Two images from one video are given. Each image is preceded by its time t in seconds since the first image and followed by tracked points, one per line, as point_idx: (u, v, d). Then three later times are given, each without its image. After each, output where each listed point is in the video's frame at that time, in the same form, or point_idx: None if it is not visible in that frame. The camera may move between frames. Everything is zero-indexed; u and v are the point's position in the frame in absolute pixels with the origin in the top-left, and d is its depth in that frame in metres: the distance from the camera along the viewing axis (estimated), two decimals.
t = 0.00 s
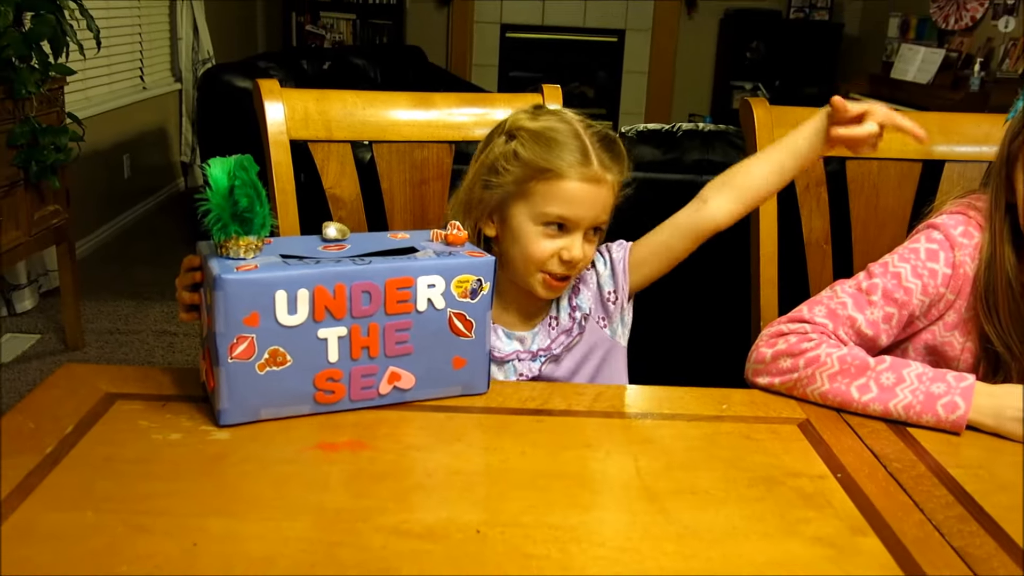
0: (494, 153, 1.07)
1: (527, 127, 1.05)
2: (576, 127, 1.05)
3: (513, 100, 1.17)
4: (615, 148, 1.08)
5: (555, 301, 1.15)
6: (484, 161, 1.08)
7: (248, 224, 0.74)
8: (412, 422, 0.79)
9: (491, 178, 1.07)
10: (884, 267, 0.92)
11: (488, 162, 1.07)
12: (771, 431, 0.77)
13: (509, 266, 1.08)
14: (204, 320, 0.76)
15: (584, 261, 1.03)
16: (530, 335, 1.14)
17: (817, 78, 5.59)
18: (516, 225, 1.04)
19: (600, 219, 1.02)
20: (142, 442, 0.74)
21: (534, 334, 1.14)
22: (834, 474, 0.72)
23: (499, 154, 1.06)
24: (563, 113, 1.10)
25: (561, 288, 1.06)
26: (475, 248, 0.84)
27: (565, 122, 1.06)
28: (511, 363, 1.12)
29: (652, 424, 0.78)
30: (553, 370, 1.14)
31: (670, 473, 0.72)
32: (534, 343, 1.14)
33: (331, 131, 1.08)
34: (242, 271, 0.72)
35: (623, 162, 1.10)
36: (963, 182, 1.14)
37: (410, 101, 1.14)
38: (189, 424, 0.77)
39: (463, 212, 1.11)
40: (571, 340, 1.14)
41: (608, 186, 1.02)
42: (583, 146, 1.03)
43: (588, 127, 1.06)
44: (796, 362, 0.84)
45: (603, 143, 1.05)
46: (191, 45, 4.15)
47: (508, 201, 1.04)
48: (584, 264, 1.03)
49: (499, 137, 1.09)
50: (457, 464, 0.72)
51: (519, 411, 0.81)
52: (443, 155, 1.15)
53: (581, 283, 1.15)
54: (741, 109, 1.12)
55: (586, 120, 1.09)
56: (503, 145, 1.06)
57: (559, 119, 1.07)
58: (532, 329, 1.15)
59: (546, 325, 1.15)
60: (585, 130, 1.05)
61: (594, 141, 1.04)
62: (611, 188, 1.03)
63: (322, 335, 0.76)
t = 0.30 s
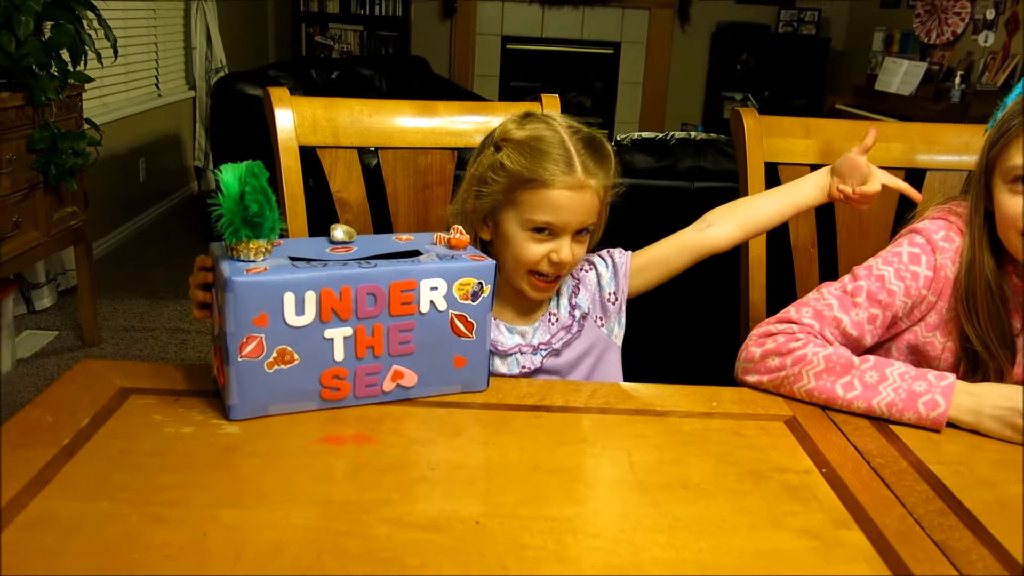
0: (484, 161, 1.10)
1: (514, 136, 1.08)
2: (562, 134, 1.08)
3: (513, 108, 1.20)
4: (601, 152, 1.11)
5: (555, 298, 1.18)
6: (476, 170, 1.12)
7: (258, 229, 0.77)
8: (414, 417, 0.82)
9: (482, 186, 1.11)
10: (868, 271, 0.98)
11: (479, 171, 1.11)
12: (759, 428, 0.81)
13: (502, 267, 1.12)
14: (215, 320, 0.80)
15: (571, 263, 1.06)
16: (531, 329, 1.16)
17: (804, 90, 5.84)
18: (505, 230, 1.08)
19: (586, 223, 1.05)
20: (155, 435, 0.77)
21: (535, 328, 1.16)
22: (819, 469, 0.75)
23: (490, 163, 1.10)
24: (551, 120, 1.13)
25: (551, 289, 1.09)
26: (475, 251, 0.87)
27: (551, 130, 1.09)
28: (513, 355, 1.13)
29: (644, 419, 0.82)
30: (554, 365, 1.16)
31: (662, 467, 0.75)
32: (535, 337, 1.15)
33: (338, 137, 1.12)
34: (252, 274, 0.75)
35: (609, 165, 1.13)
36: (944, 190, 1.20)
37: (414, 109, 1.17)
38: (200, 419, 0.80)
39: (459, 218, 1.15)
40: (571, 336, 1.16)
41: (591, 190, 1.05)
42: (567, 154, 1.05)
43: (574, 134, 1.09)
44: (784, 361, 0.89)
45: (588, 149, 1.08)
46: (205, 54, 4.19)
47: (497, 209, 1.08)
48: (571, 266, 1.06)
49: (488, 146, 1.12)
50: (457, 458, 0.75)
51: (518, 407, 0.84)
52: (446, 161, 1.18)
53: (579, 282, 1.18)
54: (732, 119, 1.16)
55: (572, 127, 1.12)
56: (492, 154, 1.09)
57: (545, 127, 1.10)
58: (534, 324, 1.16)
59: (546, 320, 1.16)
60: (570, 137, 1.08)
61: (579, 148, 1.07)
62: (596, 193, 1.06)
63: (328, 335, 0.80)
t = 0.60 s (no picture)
0: (472, 166, 1.15)
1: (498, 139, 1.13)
2: (543, 137, 1.12)
3: (510, 118, 1.24)
4: (584, 156, 1.14)
5: (551, 301, 1.20)
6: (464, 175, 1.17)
7: (264, 237, 0.80)
8: (417, 417, 0.85)
9: (469, 189, 1.15)
10: (851, 272, 1.02)
11: (467, 175, 1.16)
12: (749, 423, 0.84)
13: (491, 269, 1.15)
14: (224, 324, 0.83)
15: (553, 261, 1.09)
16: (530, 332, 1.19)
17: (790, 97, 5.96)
18: (489, 230, 1.11)
19: (565, 220, 1.08)
20: (167, 437, 0.80)
21: (533, 331, 1.18)
22: (807, 463, 0.78)
23: (476, 167, 1.14)
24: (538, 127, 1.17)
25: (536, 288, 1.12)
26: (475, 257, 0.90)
27: (534, 134, 1.13)
28: (512, 358, 1.16)
29: (639, 416, 0.85)
30: (551, 367, 1.19)
31: (656, 462, 0.78)
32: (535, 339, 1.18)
33: (341, 147, 1.15)
34: (259, 280, 0.78)
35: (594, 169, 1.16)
36: (924, 193, 1.24)
37: (415, 120, 1.21)
38: (211, 421, 0.83)
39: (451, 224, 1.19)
40: (567, 339, 1.19)
41: (568, 188, 1.08)
42: (546, 154, 1.10)
43: (556, 138, 1.13)
44: (771, 359, 0.92)
45: (568, 151, 1.12)
46: (213, 69, 4.27)
47: (480, 208, 1.12)
48: (554, 263, 1.09)
49: (478, 152, 1.17)
50: (458, 456, 0.78)
51: (517, 406, 0.87)
52: (446, 170, 1.21)
53: (575, 287, 1.21)
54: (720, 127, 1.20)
55: (557, 133, 1.16)
56: (478, 158, 1.14)
57: (529, 131, 1.14)
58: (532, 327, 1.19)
59: (544, 323, 1.19)
60: (551, 139, 1.12)
61: (559, 149, 1.11)
62: (575, 192, 1.09)
63: (332, 338, 0.83)
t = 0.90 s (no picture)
0: (471, 164, 1.16)
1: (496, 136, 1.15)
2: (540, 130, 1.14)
3: (506, 121, 1.25)
4: (581, 151, 1.16)
5: (544, 301, 1.22)
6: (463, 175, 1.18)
7: (259, 237, 0.81)
8: (409, 416, 0.86)
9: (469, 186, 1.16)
10: (838, 278, 1.03)
11: (466, 174, 1.17)
12: (737, 425, 0.85)
13: (495, 263, 1.14)
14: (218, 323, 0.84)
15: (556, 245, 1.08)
16: (523, 331, 1.20)
17: (780, 104, 5.94)
18: (491, 221, 1.12)
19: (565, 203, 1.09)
20: (162, 435, 0.81)
21: (526, 330, 1.20)
22: (793, 465, 0.79)
23: (475, 163, 1.16)
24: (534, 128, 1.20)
25: (542, 277, 1.10)
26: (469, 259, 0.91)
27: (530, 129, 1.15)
28: (506, 355, 1.17)
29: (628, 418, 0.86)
30: (545, 365, 1.20)
31: (644, 464, 0.78)
32: (527, 337, 1.20)
33: (338, 149, 1.16)
34: (253, 279, 0.79)
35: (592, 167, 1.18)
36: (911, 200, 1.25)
37: (411, 123, 1.22)
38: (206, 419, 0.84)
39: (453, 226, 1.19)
40: (560, 336, 1.21)
41: (566, 172, 1.09)
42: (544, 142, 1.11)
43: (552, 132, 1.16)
44: (758, 362, 0.93)
45: (565, 142, 1.14)
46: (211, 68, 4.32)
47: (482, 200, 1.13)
48: (557, 248, 1.08)
49: (476, 153, 1.19)
50: (449, 455, 0.80)
51: (508, 406, 0.88)
52: (441, 172, 1.22)
53: (567, 286, 1.23)
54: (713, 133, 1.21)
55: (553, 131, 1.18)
56: (477, 156, 1.16)
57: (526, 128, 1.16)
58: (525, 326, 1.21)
59: (538, 322, 1.21)
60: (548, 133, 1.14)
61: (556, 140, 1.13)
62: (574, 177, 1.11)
63: (325, 338, 0.83)
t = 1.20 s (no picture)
0: (479, 150, 1.16)
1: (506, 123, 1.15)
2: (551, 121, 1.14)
3: (502, 110, 1.25)
4: (591, 143, 1.16)
5: (544, 290, 1.22)
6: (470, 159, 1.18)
7: (255, 226, 0.81)
8: (404, 406, 0.87)
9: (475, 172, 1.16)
10: (832, 266, 1.04)
11: (475, 159, 1.17)
12: (730, 414, 0.86)
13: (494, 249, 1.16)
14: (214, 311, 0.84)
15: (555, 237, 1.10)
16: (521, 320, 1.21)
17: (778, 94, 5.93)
18: (493, 208, 1.13)
19: (568, 197, 1.10)
20: (158, 425, 0.81)
21: (525, 319, 1.21)
22: (786, 453, 0.79)
23: (483, 150, 1.16)
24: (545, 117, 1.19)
25: (540, 267, 1.12)
26: (465, 250, 0.91)
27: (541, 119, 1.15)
28: (505, 345, 1.17)
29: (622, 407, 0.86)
30: (543, 354, 1.20)
31: (638, 452, 0.79)
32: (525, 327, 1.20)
33: (333, 138, 1.16)
34: (248, 269, 0.79)
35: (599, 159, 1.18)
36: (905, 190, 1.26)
37: (406, 112, 1.22)
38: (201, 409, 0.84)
39: (456, 208, 1.20)
40: (558, 325, 1.21)
41: (573, 166, 1.10)
42: (553, 134, 1.11)
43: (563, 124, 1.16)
44: (752, 351, 0.94)
45: (574, 134, 1.14)
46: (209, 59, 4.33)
47: (484, 189, 1.13)
48: (555, 241, 1.10)
49: (484, 139, 1.19)
50: (445, 444, 0.80)
51: (503, 396, 0.88)
52: (437, 161, 1.22)
53: (563, 274, 1.23)
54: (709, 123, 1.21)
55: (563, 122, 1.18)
56: (486, 142, 1.16)
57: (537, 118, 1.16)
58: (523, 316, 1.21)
59: (537, 312, 1.21)
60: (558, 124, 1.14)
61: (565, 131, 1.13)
62: (580, 170, 1.11)
63: (320, 327, 0.84)
